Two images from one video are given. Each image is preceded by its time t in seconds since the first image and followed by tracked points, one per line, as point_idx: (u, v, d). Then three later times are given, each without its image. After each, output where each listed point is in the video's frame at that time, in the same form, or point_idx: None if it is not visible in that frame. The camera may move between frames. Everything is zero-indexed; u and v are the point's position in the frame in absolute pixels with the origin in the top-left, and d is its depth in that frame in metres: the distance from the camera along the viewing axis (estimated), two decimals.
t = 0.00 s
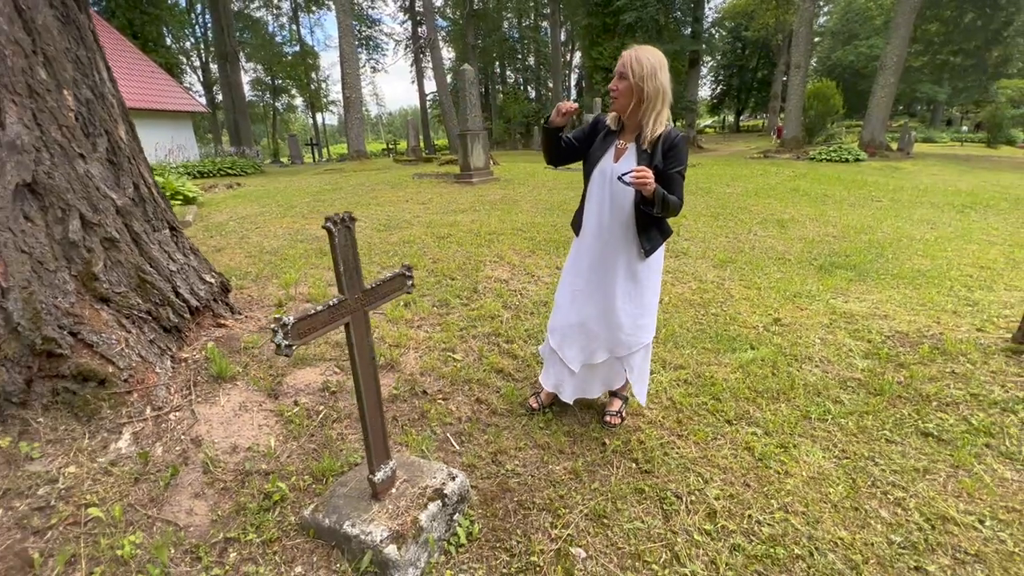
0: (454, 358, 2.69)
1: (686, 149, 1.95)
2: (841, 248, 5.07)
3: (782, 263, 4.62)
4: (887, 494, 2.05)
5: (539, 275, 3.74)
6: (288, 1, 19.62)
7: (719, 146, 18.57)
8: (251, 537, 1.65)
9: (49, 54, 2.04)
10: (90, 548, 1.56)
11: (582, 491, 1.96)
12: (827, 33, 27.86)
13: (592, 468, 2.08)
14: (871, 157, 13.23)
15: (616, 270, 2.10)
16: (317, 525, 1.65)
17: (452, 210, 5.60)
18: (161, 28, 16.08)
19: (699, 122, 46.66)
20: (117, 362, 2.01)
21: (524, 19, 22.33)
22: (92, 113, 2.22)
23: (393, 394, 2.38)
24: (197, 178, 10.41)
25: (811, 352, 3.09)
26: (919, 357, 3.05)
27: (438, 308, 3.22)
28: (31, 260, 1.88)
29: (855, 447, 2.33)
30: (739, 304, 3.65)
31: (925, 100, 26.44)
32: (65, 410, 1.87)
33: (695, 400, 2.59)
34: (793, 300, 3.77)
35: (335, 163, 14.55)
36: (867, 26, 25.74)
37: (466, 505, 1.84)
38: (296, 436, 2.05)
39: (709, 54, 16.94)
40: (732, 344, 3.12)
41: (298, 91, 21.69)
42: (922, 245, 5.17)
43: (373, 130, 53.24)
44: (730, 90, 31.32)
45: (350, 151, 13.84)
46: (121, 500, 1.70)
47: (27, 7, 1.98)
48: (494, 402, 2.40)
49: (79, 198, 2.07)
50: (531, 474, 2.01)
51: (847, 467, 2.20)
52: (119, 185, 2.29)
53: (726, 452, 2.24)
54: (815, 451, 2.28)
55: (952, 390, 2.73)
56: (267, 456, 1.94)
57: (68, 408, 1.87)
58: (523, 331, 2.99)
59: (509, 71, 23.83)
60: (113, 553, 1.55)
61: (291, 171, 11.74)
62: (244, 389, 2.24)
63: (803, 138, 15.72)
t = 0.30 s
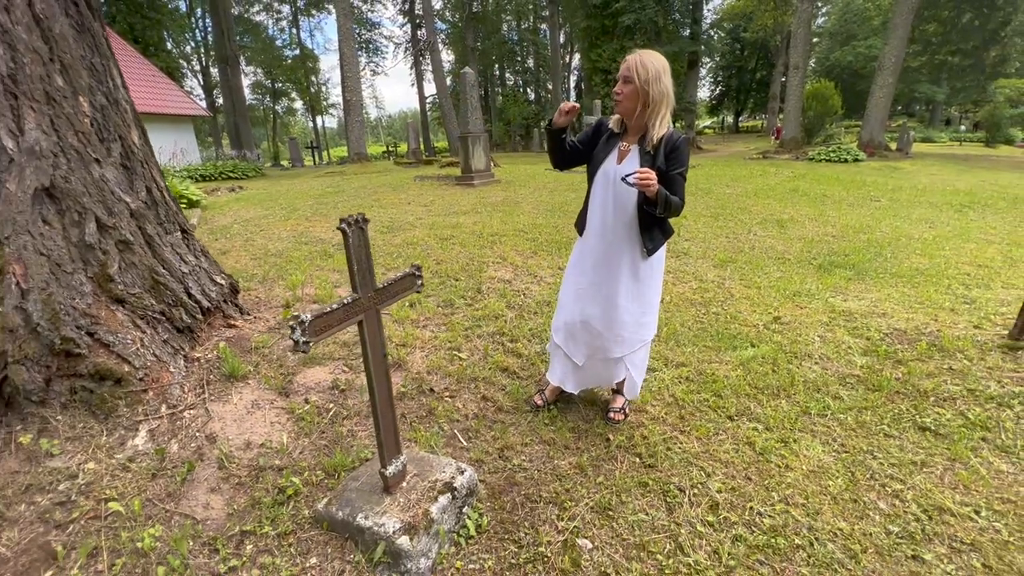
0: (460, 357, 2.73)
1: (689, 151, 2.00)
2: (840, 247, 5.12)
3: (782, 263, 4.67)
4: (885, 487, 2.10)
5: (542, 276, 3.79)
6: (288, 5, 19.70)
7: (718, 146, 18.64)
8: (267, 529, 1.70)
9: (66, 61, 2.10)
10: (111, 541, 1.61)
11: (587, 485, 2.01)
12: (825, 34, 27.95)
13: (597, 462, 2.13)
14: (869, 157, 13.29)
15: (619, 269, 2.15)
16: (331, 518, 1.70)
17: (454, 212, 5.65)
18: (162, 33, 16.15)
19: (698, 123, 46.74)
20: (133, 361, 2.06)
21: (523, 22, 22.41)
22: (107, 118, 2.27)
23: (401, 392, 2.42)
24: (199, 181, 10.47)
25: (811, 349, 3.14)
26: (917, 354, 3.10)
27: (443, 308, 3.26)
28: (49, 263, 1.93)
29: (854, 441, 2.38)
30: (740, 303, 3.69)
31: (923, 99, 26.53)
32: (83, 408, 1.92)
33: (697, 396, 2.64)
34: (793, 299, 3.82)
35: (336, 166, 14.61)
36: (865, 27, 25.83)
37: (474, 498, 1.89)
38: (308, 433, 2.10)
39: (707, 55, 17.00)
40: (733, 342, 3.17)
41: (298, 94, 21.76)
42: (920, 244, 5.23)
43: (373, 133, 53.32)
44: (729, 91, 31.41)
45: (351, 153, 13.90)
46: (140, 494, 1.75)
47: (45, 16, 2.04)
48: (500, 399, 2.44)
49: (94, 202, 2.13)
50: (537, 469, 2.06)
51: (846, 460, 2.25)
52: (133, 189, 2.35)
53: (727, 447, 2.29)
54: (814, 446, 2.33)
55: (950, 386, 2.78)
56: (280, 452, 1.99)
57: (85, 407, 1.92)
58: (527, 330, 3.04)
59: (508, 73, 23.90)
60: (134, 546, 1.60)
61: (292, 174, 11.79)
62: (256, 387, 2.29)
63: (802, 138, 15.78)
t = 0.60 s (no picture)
0: (469, 356, 2.76)
1: (692, 154, 2.03)
2: (850, 250, 5.10)
3: (790, 265, 4.67)
4: (892, 487, 2.12)
5: (550, 277, 3.82)
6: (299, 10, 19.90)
7: (728, 149, 18.58)
8: (282, 521, 1.75)
9: (91, 69, 2.18)
10: (133, 530, 1.68)
11: (594, 482, 2.04)
12: (836, 36, 27.78)
13: (604, 460, 2.16)
14: (880, 159, 13.20)
15: (623, 268, 2.18)
16: (344, 511, 1.74)
17: (463, 214, 5.70)
18: (176, 39, 16.40)
19: (707, 125, 46.57)
20: (153, 358, 2.13)
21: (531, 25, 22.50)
22: (129, 123, 2.35)
23: (411, 390, 2.46)
24: (212, 185, 10.62)
25: (818, 351, 3.15)
26: (925, 355, 3.10)
27: (452, 309, 3.30)
28: (75, 263, 2.01)
29: (861, 442, 2.39)
30: (748, 305, 3.70)
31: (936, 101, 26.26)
32: (105, 403, 2.00)
33: (704, 396, 2.66)
34: (801, 301, 3.83)
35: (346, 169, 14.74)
36: (877, 28, 25.64)
37: (483, 493, 1.92)
38: (321, 429, 2.15)
39: (716, 57, 16.96)
40: (740, 343, 3.18)
41: (308, 98, 21.97)
42: (931, 246, 5.20)
43: (382, 137, 53.66)
44: (738, 94, 31.28)
45: (360, 157, 14.01)
46: (160, 486, 1.81)
47: (71, 24, 2.13)
48: (508, 398, 2.48)
49: (117, 203, 2.20)
50: (545, 465, 2.10)
51: (853, 460, 2.27)
52: (154, 191, 2.42)
53: (734, 446, 2.31)
54: (820, 446, 2.35)
55: (959, 388, 2.78)
56: (294, 447, 2.04)
57: (108, 401, 2.00)
58: (535, 331, 3.07)
59: (517, 77, 23.98)
60: (155, 535, 1.67)
61: (303, 177, 11.92)
62: (271, 384, 2.34)
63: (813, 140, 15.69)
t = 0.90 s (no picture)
0: (484, 358, 2.79)
1: (699, 154, 2.02)
2: (875, 256, 4.99)
3: (812, 271, 4.60)
4: (913, 497, 2.07)
5: (566, 281, 3.83)
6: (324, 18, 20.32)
7: (751, 153, 18.31)
8: (300, 513, 1.80)
9: (127, 77, 2.30)
10: (160, 518, 1.76)
11: (606, 484, 2.05)
12: (865, 38, 27.20)
13: (616, 463, 2.16)
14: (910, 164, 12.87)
15: (627, 269, 2.20)
16: (359, 505, 1.79)
17: (481, 218, 5.75)
18: (206, 47, 16.89)
19: (730, 129, 45.98)
20: (180, 354, 2.22)
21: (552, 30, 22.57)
22: (162, 129, 2.45)
23: (426, 390, 2.50)
24: (239, 188, 10.89)
25: (839, 358, 3.10)
26: (951, 365, 3.02)
27: (468, 311, 3.32)
28: (110, 262, 2.12)
29: (881, 451, 2.35)
30: (766, 310, 3.66)
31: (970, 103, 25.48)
32: (135, 396, 2.09)
33: (719, 401, 2.64)
34: (822, 307, 3.77)
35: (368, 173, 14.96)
36: (908, 29, 25.05)
37: (495, 492, 1.95)
38: (338, 425, 2.20)
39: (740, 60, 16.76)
40: (757, 349, 3.14)
41: (332, 104, 22.38)
42: (961, 253, 5.06)
43: (404, 141, 54.29)
44: (763, 97, 30.82)
45: (382, 161, 14.21)
46: (185, 476, 1.88)
47: (110, 35, 2.24)
48: (522, 399, 2.50)
49: (150, 206, 2.30)
50: (557, 466, 2.12)
51: (872, 469, 2.23)
52: (183, 194, 2.51)
53: (749, 452, 2.29)
54: (839, 454, 2.31)
55: (986, 398, 2.70)
56: (313, 442, 2.10)
57: (138, 394, 2.09)
58: (550, 334, 3.09)
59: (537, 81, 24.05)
60: (180, 523, 1.74)
61: (326, 181, 12.13)
62: (291, 381, 2.41)
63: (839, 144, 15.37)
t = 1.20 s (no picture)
0: (492, 364, 2.80)
1: (692, 159, 2.21)
2: (906, 266, 4.81)
3: (837, 280, 4.47)
4: (930, 521, 1.99)
5: (580, 287, 3.82)
6: (355, 26, 20.78)
7: (783, 158, 17.88)
8: (302, 512, 1.85)
9: (155, 88, 2.41)
10: (169, 511, 1.83)
11: (607, 495, 2.03)
12: (906, 39, 26.27)
13: (618, 474, 2.15)
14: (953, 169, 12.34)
15: (626, 273, 2.37)
16: (358, 507, 1.82)
17: (500, 223, 5.78)
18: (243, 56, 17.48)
19: (762, 133, 45.02)
20: (197, 353, 2.30)
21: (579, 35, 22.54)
22: (186, 137, 2.56)
23: (432, 394, 2.52)
24: (269, 192, 11.20)
25: (860, 372, 2.99)
26: (982, 382, 2.88)
27: (480, 316, 3.33)
28: (133, 264, 2.22)
29: (899, 471, 2.26)
30: (786, 321, 3.56)
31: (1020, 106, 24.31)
32: (154, 393, 2.18)
33: (730, 414, 2.58)
34: (845, 319, 3.65)
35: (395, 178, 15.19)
36: (952, 30, 24.08)
37: (494, 499, 1.96)
38: (344, 427, 2.25)
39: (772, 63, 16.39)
40: (773, 361, 3.06)
41: (362, 110, 22.82)
42: (1000, 264, 4.82)
43: (431, 146, 54.96)
44: (796, 101, 30.08)
45: (408, 166, 14.40)
46: (196, 472, 1.95)
47: (139, 49, 2.36)
48: (527, 406, 2.51)
49: (172, 211, 2.41)
50: (558, 475, 2.11)
51: (888, 489, 2.15)
52: (205, 200, 2.61)
53: (757, 467, 2.24)
54: (853, 472, 2.24)
55: (1017, 419, 2.56)
56: (319, 443, 2.14)
57: (156, 391, 2.18)
58: (560, 341, 3.09)
59: (564, 87, 24.03)
60: (188, 517, 1.81)
61: (353, 186, 12.37)
62: (302, 382, 2.46)
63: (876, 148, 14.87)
